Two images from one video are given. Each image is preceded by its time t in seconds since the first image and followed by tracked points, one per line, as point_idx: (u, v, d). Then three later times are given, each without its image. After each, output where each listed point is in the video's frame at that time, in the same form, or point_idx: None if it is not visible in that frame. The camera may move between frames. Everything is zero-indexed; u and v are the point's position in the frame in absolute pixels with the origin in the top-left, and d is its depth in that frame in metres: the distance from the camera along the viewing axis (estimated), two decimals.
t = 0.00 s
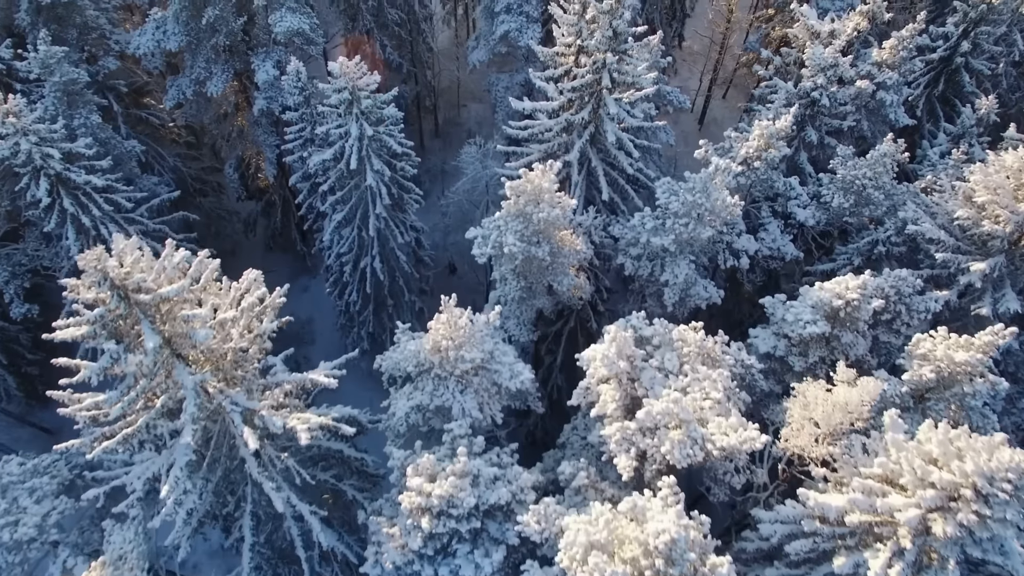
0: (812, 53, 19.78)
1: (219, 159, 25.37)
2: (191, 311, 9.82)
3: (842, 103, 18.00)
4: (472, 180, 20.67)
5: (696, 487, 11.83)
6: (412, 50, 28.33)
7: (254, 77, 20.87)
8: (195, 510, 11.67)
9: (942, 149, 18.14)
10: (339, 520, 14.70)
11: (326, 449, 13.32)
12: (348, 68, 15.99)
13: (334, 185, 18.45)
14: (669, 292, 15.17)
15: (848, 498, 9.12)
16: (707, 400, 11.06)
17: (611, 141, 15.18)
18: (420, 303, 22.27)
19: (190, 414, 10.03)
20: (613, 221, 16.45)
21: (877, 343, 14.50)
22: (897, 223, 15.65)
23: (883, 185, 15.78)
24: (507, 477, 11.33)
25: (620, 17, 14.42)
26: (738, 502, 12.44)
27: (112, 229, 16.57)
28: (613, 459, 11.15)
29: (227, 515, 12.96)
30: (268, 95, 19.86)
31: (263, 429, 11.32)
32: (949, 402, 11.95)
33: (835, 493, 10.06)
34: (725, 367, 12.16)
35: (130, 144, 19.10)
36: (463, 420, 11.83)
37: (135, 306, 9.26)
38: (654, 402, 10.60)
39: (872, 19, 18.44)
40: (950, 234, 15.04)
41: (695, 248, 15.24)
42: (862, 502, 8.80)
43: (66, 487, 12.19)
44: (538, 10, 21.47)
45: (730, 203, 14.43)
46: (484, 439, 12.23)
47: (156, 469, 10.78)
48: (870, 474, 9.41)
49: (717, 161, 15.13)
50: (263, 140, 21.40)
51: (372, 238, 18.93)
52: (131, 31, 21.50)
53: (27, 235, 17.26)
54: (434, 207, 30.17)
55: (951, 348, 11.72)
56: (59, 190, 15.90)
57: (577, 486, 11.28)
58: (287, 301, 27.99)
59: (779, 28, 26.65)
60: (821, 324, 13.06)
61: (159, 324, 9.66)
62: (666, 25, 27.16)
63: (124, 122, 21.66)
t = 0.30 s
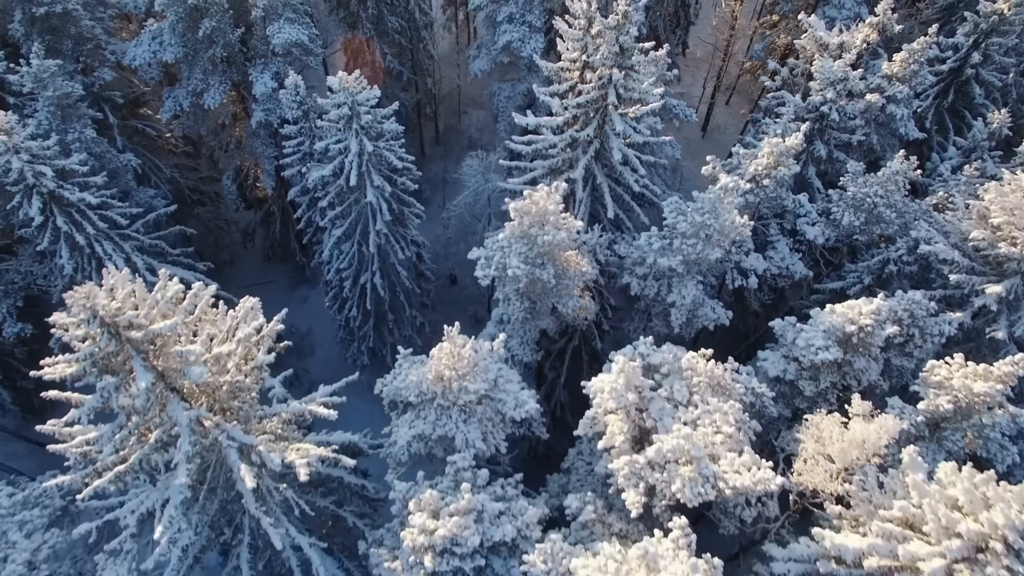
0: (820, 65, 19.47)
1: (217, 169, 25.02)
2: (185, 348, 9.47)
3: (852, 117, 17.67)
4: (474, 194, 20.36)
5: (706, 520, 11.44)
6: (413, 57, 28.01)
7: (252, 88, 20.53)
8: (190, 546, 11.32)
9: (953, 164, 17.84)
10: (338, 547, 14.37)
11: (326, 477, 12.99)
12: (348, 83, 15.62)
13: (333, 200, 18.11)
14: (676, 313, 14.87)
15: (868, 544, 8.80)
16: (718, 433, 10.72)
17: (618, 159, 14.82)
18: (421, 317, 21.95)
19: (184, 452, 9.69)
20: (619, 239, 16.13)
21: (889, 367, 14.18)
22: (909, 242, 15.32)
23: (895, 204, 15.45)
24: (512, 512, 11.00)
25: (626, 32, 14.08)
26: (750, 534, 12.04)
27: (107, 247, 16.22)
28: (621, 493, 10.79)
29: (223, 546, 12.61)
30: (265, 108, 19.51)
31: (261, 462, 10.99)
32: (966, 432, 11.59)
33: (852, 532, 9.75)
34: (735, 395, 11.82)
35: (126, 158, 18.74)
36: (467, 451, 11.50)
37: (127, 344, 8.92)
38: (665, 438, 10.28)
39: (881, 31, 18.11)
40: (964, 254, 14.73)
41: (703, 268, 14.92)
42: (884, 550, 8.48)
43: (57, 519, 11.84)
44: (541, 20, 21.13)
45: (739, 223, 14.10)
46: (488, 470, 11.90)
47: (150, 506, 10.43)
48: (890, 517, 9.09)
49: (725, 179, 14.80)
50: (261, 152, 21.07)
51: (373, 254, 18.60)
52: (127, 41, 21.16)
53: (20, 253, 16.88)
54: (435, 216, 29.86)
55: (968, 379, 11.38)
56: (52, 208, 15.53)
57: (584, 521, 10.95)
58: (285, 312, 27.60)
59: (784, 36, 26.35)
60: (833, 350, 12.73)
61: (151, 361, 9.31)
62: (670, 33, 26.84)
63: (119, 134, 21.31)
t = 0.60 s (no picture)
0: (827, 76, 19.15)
1: (215, 178, 24.68)
2: (180, 381, 9.16)
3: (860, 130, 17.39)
4: (476, 206, 20.10)
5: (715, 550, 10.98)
6: (413, 64, 27.73)
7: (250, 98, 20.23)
8: None
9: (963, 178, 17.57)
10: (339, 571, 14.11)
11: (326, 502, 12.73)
12: (348, 97, 15.30)
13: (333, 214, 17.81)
14: (682, 332, 14.62)
15: None
16: (728, 464, 10.46)
17: (623, 175, 14.48)
18: (423, 330, 21.68)
19: (180, 488, 9.38)
20: (624, 256, 15.86)
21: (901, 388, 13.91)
22: (920, 259, 15.03)
23: (905, 220, 15.16)
24: (518, 544, 10.73)
25: (633, 46, 13.70)
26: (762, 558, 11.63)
27: (102, 264, 15.94)
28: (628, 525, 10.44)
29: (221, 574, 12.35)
30: (264, 118, 19.26)
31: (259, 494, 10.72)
32: (982, 460, 11.26)
33: (866, 569, 9.50)
34: (745, 422, 11.55)
35: (122, 170, 18.44)
36: (471, 480, 11.23)
37: (119, 378, 8.60)
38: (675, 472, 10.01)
39: (890, 42, 17.80)
40: (976, 272, 14.48)
41: (710, 287, 14.65)
42: None
43: (50, 549, 11.54)
44: (544, 29, 20.78)
45: (748, 241, 13.82)
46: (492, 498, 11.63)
47: (145, 540, 10.14)
48: (909, 557, 8.81)
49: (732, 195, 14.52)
50: (259, 162, 20.78)
51: (373, 269, 18.33)
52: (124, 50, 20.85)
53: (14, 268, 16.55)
54: (436, 224, 29.60)
55: (985, 407, 11.09)
56: (46, 224, 15.22)
57: (590, 553, 10.68)
58: (284, 321, 27.37)
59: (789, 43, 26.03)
60: (845, 374, 12.42)
61: (145, 396, 8.99)
62: (673, 40, 26.55)
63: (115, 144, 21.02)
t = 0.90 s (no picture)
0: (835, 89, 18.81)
1: (213, 189, 24.33)
2: (175, 422, 8.82)
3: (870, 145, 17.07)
4: (478, 220, 19.80)
5: None
6: (415, 72, 27.47)
7: (248, 111, 19.90)
8: None
9: (975, 195, 17.25)
10: None
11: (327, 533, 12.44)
12: (348, 113, 14.96)
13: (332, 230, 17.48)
14: (690, 355, 14.34)
15: None
16: (741, 502, 10.13)
17: (630, 194, 14.15)
18: (424, 345, 21.39)
19: (174, 533, 8.99)
20: (630, 275, 15.56)
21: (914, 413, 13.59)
22: (933, 280, 14.69)
23: (918, 240, 14.82)
24: None
25: (640, 64, 13.35)
26: None
27: (97, 283, 15.64)
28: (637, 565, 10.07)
29: None
30: (262, 131, 18.97)
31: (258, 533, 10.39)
32: (1002, 494, 10.91)
33: None
34: (757, 453, 11.23)
35: (119, 185, 18.12)
36: (475, 515, 10.92)
37: (111, 421, 8.27)
38: (688, 511, 9.72)
39: (901, 55, 17.48)
40: (991, 294, 14.16)
41: (719, 309, 14.35)
42: None
43: None
44: (547, 39, 20.37)
45: (758, 264, 13.50)
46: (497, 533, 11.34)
47: None
48: None
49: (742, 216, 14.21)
50: (258, 175, 20.47)
51: (374, 286, 18.03)
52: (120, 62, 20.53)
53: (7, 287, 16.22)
54: (437, 233, 29.31)
55: (1006, 441, 10.75)
56: (39, 244, 14.87)
57: None
58: (284, 332, 27.07)
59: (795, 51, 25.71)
60: (859, 404, 12.07)
61: (138, 438, 8.66)
62: (677, 48, 26.25)
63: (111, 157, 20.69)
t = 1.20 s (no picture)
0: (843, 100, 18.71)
1: (212, 198, 24.02)
2: (170, 461, 8.54)
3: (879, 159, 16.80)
4: (480, 233, 19.53)
5: None
6: (416, 79, 27.30)
7: (247, 122, 19.61)
8: None
9: (985, 209, 16.96)
10: None
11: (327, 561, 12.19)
12: (348, 129, 14.64)
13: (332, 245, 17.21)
14: (697, 375, 14.08)
15: None
16: (753, 537, 9.86)
17: (637, 212, 13.86)
18: (426, 359, 21.13)
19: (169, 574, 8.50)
20: (636, 293, 15.31)
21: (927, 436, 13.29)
22: (945, 298, 14.38)
23: (930, 257, 14.52)
24: None
25: (647, 80, 13.02)
26: None
27: (93, 301, 15.35)
28: None
29: None
30: (261, 142, 18.71)
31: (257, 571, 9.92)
32: (1021, 525, 10.61)
33: None
34: (768, 483, 10.96)
35: (115, 199, 17.84)
36: (480, 546, 10.65)
37: (103, 461, 8.00)
38: (700, 549, 9.45)
39: (911, 67, 17.25)
40: (1005, 314, 13.84)
41: (726, 329, 14.09)
42: None
43: None
44: (550, 49, 20.05)
45: (768, 284, 13.24)
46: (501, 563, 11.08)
47: None
48: None
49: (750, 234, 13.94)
50: (257, 186, 20.19)
51: (375, 301, 17.76)
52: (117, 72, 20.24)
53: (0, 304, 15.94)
54: (438, 241, 29.05)
55: None
56: (34, 261, 14.59)
57: None
58: (284, 343, 26.84)
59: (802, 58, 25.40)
60: (871, 430, 11.79)
61: (131, 477, 8.38)
62: (681, 56, 25.98)
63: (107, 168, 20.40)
